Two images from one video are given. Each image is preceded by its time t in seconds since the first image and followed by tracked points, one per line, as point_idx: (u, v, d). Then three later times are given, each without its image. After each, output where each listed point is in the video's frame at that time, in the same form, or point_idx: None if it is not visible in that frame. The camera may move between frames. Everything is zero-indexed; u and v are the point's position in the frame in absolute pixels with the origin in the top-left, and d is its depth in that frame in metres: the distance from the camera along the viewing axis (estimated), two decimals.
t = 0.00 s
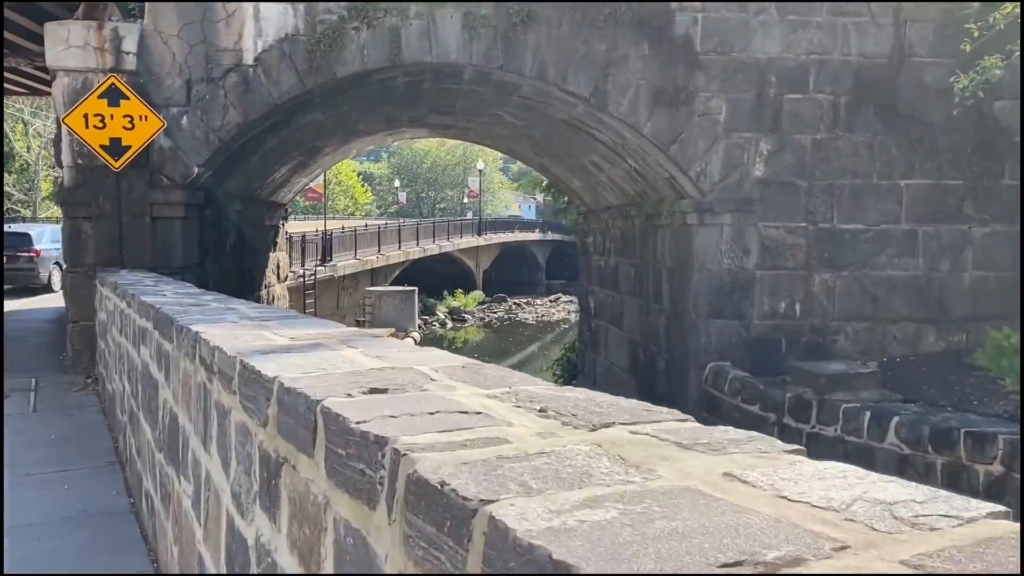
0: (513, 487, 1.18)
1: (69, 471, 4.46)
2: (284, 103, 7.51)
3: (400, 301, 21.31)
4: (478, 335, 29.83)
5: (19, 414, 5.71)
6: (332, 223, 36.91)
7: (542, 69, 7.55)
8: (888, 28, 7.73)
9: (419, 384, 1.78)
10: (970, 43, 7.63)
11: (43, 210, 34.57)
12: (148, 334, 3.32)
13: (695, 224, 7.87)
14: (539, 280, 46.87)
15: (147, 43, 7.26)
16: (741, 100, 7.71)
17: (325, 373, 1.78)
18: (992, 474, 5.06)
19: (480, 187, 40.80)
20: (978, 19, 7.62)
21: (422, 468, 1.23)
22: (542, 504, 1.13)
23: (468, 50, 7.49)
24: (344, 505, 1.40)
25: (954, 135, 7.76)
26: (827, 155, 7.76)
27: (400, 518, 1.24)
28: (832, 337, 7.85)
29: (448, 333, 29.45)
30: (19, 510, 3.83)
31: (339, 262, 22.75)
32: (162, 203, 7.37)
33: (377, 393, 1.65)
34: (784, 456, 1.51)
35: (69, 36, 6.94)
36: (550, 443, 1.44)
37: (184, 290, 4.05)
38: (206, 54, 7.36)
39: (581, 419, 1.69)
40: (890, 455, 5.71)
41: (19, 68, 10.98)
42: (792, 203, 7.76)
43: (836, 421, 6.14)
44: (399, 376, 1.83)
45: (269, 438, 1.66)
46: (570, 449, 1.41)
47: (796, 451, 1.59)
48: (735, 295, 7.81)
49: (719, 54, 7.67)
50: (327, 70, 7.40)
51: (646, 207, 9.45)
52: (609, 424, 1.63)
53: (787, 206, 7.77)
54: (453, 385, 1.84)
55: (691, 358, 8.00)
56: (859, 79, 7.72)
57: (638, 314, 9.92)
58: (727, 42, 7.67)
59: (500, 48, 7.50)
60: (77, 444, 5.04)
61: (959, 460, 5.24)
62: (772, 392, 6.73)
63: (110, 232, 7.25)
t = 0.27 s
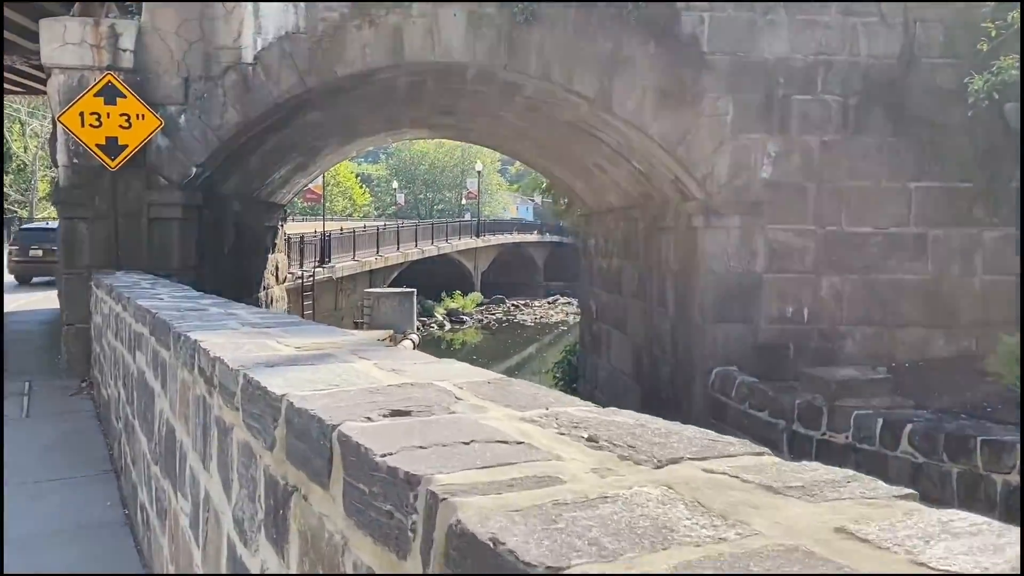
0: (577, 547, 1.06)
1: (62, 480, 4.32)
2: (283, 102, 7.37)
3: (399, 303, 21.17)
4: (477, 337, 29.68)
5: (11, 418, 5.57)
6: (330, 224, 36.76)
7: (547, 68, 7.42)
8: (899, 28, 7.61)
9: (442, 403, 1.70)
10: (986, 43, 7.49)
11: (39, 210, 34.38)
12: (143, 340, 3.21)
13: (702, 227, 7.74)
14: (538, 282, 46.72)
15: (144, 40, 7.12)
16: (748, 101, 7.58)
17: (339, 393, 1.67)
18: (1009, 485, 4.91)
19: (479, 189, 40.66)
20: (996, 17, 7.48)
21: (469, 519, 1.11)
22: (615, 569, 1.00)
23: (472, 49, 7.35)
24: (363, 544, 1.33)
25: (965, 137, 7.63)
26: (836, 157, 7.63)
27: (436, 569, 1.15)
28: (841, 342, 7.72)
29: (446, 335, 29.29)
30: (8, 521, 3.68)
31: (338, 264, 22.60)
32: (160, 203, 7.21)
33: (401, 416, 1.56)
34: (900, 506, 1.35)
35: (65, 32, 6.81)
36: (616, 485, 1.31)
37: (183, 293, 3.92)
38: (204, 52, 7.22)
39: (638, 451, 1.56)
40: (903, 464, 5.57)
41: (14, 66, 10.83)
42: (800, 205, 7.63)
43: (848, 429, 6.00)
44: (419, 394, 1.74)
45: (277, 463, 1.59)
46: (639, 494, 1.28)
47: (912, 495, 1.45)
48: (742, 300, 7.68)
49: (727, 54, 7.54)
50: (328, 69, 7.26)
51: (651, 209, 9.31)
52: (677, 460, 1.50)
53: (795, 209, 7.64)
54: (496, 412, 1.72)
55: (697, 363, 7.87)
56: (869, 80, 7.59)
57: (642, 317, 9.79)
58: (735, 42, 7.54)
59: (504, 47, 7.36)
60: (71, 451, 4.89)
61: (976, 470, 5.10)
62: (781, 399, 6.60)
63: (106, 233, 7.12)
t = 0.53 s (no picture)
0: None
1: (56, 489, 4.17)
2: (284, 102, 7.23)
3: (398, 305, 21.04)
4: (476, 340, 29.53)
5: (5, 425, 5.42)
6: (329, 226, 36.60)
7: (553, 68, 7.28)
8: (911, 29, 7.49)
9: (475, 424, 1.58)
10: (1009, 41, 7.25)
11: (36, 210, 34.17)
12: (140, 346, 3.08)
13: (710, 230, 7.60)
14: (536, 284, 46.59)
15: (142, 37, 6.97)
16: (758, 101, 7.45)
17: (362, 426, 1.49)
18: None
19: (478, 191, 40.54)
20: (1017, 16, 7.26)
21: None
22: None
23: (477, 48, 7.21)
24: None
25: (978, 139, 7.50)
26: (847, 159, 7.50)
27: None
28: (851, 347, 7.59)
29: (445, 337, 29.16)
30: None
31: (336, 266, 22.46)
32: (158, 204, 7.07)
33: (435, 445, 1.43)
34: None
35: (61, 29, 6.67)
36: (721, 546, 1.13)
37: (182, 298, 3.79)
38: (204, 50, 7.08)
39: (730, 492, 1.38)
40: (921, 474, 5.43)
41: (9, 64, 10.67)
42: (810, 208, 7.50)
43: (862, 437, 5.86)
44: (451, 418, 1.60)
45: (291, 494, 1.49)
46: (746, 558, 1.10)
47: None
48: (751, 304, 7.55)
49: (736, 54, 7.41)
50: (330, 67, 7.12)
51: (656, 212, 9.18)
52: (784, 508, 1.31)
53: (805, 212, 7.51)
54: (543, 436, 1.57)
55: (705, 369, 7.74)
56: (880, 81, 7.46)
57: (647, 321, 9.65)
58: (745, 42, 7.41)
59: (510, 46, 7.22)
60: (66, 459, 4.74)
61: (997, 480, 4.95)
62: (793, 406, 6.46)
63: (102, 234, 6.96)
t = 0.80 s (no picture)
0: None
1: (55, 498, 4.03)
2: (289, 101, 7.09)
3: (399, 308, 20.89)
4: (477, 342, 29.39)
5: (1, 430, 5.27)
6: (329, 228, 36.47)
7: (562, 66, 7.14)
8: (925, 27, 7.36)
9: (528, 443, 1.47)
10: None
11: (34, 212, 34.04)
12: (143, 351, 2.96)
13: (722, 232, 7.46)
14: (537, 287, 46.45)
15: (144, 34, 6.83)
16: (771, 101, 7.32)
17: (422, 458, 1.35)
18: None
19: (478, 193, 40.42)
20: None
21: None
22: None
23: (484, 46, 7.08)
24: None
25: (994, 140, 7.37)
26: (860, 160, 7.37)
27: None
28: (865, 352, 7.45)
29: (446, 340, 29.01)
30: None
31: (337, 268, 22.31)
32: (159, 204, 6.94)
33: (494, 477, 1.29)
34: None
35: (61, 26, 6.55)
36: None
37: (186, 300, 3.67)
38: (206, 47, 6.94)
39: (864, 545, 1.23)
40: (942, 482, 5.27)
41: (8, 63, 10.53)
42: (823, 210, 7.37)
43: (881, 443, 5.71)
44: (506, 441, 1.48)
45: (323, 526, 1.38)
46: None
47: None
48: (763, 308, 7.41)
49: (749, 52, 7.28)
50: (335, 65, 6.98)
51: (665, 214, 9.05)
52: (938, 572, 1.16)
53: (818, 214, 7.37)
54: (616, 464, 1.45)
55: (716, 374, 7.60)
56: (895, 80, 7.33)
57: (655, 325, 9.52)
58: (757, 40, 7.28)
59: (518, 44, 7.09)
60: (65, 466, 4.60)
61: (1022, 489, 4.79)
62: (808, 412, 6.32)
63: (102, 235, 6.81)
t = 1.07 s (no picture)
0: None
1: (53, 508, 3.89)
2: (293, 101, 6.95)
3: (400, 311, 20.77)
4: (478, 345, 29.25)
5: None
6: (330, 230, 36.36)
7: (571, 66, 7.01)
8: (941, 27, 7.23)
9: (604, 482, 1.35)
10: None
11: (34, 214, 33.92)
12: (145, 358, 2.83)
13: (733, 235, 7.33)
14: (537, 290, 46.30)
15: (145, 32, 6.70)
16: (784, 102, 7.19)
17: (518, 509, 1.20)
18: None
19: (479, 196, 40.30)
20: None
21: None
22: None
23: (493, 45, 6.95)
24: None
25: (1012, 141, 7.23)
26: (875, 162, 7.23)
27: None
28: (879, 357, 7.31)
29: (447, 343, 28.88)
30: None
31: (338, 270, 22.18)
32: (161, 205, 6.80)
33: (577, 527, 1.17)
34: None
35: (61, 24, 6.42)
36: None
37: (190, 305, 3.54)
38: (209, 46, 6.81)
39: None
40: (964, 492, 5.11)
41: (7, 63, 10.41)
42: (837, 212, 7.23)
43: (899, 452, 5.56)
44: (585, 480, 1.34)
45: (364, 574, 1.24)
46: None
47: None
48: (776, 312, 7.27)
49: (762, 52, 7.15)
50: (340, 65, 6.84)
51: (673, 217, 8.92)
52: None
53: (832, 217, 7.24)
54: (714, 509, 1.31)
55: (727, 380, 7.47)
56: (910, 81, 7.20)
57: (663, 330, 9.39)
58: (770, 40, 7.15)
59: (527, 44, 6.96)
60: (64, 475, 4.46)
61: None
62: (823, 419, 6.19)
63: (102, 237, 6.68)
